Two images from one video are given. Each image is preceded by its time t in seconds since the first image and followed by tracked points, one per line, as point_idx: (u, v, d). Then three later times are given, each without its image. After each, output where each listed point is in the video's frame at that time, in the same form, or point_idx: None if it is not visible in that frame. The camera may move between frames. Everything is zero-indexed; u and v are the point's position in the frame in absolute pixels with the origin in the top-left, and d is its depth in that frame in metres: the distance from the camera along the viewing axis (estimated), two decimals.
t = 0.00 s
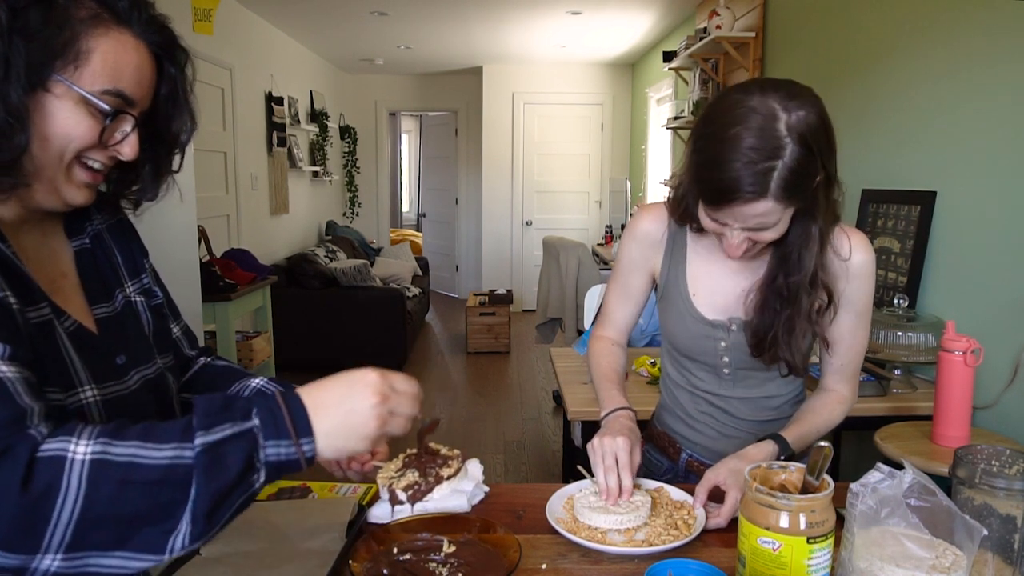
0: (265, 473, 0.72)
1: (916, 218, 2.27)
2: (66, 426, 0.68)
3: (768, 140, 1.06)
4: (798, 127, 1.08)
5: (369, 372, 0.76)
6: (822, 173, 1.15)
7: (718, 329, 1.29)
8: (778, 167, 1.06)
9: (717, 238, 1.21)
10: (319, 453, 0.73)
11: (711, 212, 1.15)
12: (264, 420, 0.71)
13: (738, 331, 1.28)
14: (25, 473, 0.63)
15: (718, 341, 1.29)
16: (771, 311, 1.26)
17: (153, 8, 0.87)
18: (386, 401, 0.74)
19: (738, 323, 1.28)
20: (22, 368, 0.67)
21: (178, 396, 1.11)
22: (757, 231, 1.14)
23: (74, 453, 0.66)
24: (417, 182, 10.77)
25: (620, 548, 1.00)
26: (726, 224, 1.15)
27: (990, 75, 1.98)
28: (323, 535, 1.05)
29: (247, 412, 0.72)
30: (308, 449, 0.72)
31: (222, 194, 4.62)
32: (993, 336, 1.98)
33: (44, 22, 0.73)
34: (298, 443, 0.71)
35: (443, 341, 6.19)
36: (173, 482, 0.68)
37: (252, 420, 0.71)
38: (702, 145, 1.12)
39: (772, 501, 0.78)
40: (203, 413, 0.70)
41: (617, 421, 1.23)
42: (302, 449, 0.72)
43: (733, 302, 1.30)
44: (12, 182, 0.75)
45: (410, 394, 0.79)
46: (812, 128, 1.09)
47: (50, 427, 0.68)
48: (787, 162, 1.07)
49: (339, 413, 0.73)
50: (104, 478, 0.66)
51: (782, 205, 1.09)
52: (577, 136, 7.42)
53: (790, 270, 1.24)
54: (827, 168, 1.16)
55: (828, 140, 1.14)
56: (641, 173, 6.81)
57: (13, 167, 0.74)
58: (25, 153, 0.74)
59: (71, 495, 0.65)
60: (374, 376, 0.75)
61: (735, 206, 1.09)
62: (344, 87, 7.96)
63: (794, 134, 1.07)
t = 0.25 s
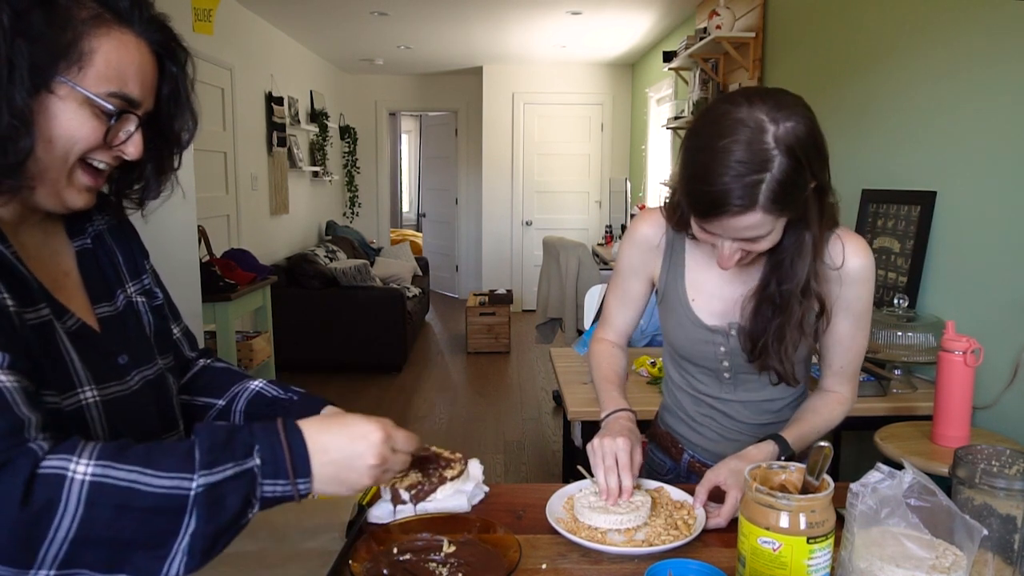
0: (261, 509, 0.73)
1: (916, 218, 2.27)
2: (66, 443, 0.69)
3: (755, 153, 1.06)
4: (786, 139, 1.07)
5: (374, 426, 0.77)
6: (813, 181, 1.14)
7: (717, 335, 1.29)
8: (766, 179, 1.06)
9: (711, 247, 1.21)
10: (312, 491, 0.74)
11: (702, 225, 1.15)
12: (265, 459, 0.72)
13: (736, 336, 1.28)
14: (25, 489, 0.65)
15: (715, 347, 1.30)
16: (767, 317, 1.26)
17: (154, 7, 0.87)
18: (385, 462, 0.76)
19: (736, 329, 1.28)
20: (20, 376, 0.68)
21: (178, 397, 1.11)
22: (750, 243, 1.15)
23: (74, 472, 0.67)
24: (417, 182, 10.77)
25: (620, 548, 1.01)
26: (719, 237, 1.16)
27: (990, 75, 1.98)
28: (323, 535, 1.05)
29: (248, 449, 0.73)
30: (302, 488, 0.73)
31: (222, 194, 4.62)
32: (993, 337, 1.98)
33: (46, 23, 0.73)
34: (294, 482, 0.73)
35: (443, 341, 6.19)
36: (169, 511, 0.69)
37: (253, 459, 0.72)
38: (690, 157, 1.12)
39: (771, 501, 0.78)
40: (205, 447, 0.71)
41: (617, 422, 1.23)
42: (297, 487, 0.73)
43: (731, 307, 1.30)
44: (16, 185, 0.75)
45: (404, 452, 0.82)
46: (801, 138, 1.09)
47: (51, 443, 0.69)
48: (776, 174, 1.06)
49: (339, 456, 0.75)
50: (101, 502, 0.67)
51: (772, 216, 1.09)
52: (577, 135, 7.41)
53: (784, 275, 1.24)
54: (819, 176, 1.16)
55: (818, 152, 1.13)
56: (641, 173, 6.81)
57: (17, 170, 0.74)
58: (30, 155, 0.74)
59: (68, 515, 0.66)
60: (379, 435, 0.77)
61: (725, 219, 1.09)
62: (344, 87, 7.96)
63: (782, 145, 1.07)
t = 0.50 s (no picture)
0: (257, 491, 0.73)
1: (916, 218, 2.27)
2: (57, 432, 0.69)
3: (754, 148, 1.06)
4: (785, 135, 1.07)
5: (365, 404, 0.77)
6: (813, 179, 1.14)
7: (719, 334, 1.29)
8: (765, 174, 1.06)
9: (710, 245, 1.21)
10: (312, 472, 0.73)
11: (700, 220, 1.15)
12: (260, 437, 0.72)
13: (738, 335, 1.28)
14: (17, 478, 0.64)
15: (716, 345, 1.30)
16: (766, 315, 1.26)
17: (157, 10, 0.87)
18: (382, 428, 0.76)
19: (738, 328, 1.28)
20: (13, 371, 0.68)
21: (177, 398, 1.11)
22: (749, 241, 1.14)
23: (66, 460, 0.66)
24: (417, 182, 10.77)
25: (621, 548, 1.00)
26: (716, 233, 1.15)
27: (990, 75, 1.98)
28: (323, 535, 1.05)
29: (242, 429, 0.72)
30: (301, 468, 0.73)
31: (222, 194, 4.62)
32: (994, 336, 1.98)
33: (48, 25, 0.73)
34: (291, 462, 0.72)
35: (443, 341, 6.19)
36: (163, 496, 0.68)
37: (247, 437, 0.72)
38: (690, 154, 1.12)
39: (772, 501, 0.78)
40: (198, 429, 0.71)
41: (622, 415, 1.24)
42: (295, 468, 0.72)
43: (732, 306, 1.31)
44: (17, 185, 0.75)
45: (402, 422, 0.81)
46: (799, 135, 1.09)
47: (42, 433, 0.68)
48: (775, 170, 1.07)
49: (337, 437, 0.74)
50: (94, 488, 0.67)
51: (770, 212, 1.09)
52: (577, 136, 7.41)
53: (783, 273, 1.24)
54: (819, 174, 1.16)
55: (816, 148, 1.13)
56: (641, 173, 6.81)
57: (16, 171, 0.74)
58: (30, 157, 0.74)
59: (60, 504, 0.66)
60: (372, 404, 0.77)
61: (722, 214, 1.09)
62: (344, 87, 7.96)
63: (781, 141, 1.07)
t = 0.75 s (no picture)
0: (285, 477, 0.72)
1: (916, 218, 2.27)
2: (89, 421, 0.69)
3: (756, 138, 1.06)
4: (790, 128, 1.08)
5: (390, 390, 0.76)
6: (816, 178, 1.15)
7: (720, 333, 1.29)
8: (765, 165, 1.06)
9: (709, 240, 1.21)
10: (338, 460, 0.72)
11: (698, 209, 1.15)
12: (286, 426, 0.71)
13: (740, 335, 1.28)
14: (50, 464, 0.64)
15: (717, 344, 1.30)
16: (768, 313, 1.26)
17: (154, 7, 0.87)
18: (406, 413, 0.75)
19: (739, 327, 1.28)
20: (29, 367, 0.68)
21: (177, 398, 1.11)
22: (745, 234, 1.13)
23: (98, 447, 0.66)
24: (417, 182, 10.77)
25: (620, 548, 1.00)
26: (713, 224, 1.15)
27: (990, 75, 1.98)
28: (323, 535, 1.05)
29: (270, 417, 0.71)
30: (327, 457, 0.72)
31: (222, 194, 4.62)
32: (994, 336, 1.98)
33: (45, 22, 0.73)
34: (318, 450, 0.71)
35: (443, 341, 6.19)
36: (194, 482, 0.68)
37: (274, 425, 0.71)
38: (693, 145, 1.12)
39: (772, 501, 0.78)
40: (227, 415, 0.70)
41: (621, 417, 1.24)
42: (321, 456, 0.72)
43: (734, 306, 1.31)
44: (16, 183, 0.75)
45: (427, 407, 0.80)
46: (803, 130, 1.09)
47: (73, 422, 0.68)
48: (776, 162, 1.06)
49: (360, 425, 0.73)
50: (125, 475, 0.66)
51: (769, 204, 1.09)
52: (577, 135, 7.41)
53: (783, 270, 1.23)
54: (823, 174, 1.16)
55: (821, 147, 1.13)
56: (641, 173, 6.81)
57: (15, 169, 0.74)
58: (29, 155, 0.75)
59: (92, 490, 0.65)
60: (396, 389, 0.76)
61: (718, 201, 1.09)
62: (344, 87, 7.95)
63: (785, 134, 1.07)
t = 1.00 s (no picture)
0: (272, 494, 0.72)
1: (916, 218, 2.27)
2: (76, 438, 0.69)
3: (753, 123, 1.07)
4: (788, 114, 1.09)
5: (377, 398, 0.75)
6: (812, 170, 1.15)
7: (721, 330, 1.29)
8: (760, 147, 1.06)
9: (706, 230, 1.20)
10: (326, 474, 0.73)
11: (694, 192, 1.15)
12: (273, 442, 0.71)
13: (740, 332, 1.28)
14: (35, 487, 0.64)
15: (717, 341, 1.30)
16: (767, 309, 1.26)
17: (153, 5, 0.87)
18: (395, 427, 0.74)
19: (740, 325, 1.28)
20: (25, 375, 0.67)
21: (178, 399, 1.11)
22: (740, 220, 1.13)
23: (82, 468, 0.67)
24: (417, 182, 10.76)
25: (620, 548, 1.01)
26: (708, 208, 1.15)
27: (990, 75, 1.98)
28: (323, 535, 1.05)
29: (255, 434, 0.71)
30: (316, 472, 0.72)
31: (223, 194, 4.62)
32: (994, 336, 1.98)
33: (44, 21, 0.73)
34: (306, 466, 0.71)
35: (443, 341, 6.19)
36: (181, 501, 0.69)
37: (260, 442, 0.71)
38: (692, 131, 1.13)
39: (771, 501, 0.78)
40: (213, 433, 0.70)
41: (620, 418, 1.24)
42: (310, 471, 0.72)
43: (734, 302, 1.31)
44: (17, 183, 0.75)
45: (421, 416, 0.79)
46: (801, 120, 1.10)
47: (61, 439, 0.68)
48: (772, 147, 1.07)
49: (349, 431, 0.73)
50: (110, 496, 0.67)
51: (762, 188, 1.08)
52: (577, 136, 7.41)
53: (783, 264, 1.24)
54: (821, 167, 1.17)
55: (818, 138, 1.14)
56: (641, 174, 6.81)
57: (15, 168, 0.74)
58: (28, 154, 0.75)
59: (77, 511, 0.66)
60: (386, 402, 0.75)
61: (713, 181, 1.09)
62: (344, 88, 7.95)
63: (783, 120, 1.08)
